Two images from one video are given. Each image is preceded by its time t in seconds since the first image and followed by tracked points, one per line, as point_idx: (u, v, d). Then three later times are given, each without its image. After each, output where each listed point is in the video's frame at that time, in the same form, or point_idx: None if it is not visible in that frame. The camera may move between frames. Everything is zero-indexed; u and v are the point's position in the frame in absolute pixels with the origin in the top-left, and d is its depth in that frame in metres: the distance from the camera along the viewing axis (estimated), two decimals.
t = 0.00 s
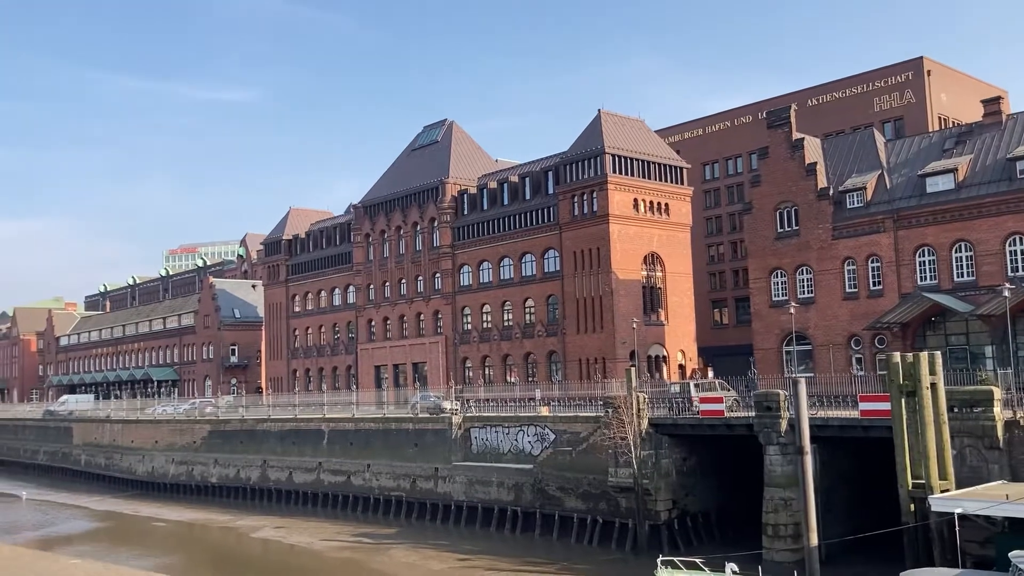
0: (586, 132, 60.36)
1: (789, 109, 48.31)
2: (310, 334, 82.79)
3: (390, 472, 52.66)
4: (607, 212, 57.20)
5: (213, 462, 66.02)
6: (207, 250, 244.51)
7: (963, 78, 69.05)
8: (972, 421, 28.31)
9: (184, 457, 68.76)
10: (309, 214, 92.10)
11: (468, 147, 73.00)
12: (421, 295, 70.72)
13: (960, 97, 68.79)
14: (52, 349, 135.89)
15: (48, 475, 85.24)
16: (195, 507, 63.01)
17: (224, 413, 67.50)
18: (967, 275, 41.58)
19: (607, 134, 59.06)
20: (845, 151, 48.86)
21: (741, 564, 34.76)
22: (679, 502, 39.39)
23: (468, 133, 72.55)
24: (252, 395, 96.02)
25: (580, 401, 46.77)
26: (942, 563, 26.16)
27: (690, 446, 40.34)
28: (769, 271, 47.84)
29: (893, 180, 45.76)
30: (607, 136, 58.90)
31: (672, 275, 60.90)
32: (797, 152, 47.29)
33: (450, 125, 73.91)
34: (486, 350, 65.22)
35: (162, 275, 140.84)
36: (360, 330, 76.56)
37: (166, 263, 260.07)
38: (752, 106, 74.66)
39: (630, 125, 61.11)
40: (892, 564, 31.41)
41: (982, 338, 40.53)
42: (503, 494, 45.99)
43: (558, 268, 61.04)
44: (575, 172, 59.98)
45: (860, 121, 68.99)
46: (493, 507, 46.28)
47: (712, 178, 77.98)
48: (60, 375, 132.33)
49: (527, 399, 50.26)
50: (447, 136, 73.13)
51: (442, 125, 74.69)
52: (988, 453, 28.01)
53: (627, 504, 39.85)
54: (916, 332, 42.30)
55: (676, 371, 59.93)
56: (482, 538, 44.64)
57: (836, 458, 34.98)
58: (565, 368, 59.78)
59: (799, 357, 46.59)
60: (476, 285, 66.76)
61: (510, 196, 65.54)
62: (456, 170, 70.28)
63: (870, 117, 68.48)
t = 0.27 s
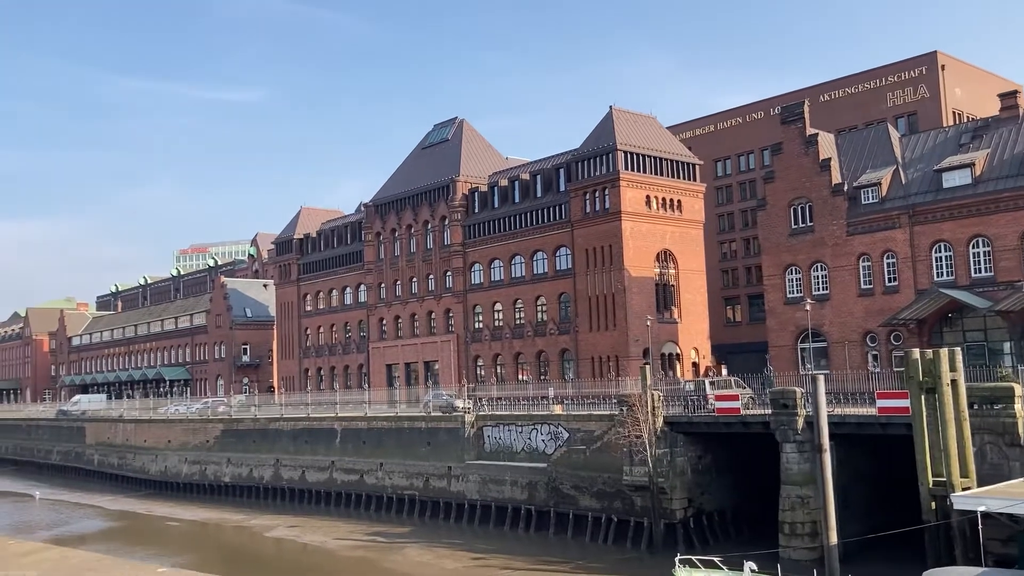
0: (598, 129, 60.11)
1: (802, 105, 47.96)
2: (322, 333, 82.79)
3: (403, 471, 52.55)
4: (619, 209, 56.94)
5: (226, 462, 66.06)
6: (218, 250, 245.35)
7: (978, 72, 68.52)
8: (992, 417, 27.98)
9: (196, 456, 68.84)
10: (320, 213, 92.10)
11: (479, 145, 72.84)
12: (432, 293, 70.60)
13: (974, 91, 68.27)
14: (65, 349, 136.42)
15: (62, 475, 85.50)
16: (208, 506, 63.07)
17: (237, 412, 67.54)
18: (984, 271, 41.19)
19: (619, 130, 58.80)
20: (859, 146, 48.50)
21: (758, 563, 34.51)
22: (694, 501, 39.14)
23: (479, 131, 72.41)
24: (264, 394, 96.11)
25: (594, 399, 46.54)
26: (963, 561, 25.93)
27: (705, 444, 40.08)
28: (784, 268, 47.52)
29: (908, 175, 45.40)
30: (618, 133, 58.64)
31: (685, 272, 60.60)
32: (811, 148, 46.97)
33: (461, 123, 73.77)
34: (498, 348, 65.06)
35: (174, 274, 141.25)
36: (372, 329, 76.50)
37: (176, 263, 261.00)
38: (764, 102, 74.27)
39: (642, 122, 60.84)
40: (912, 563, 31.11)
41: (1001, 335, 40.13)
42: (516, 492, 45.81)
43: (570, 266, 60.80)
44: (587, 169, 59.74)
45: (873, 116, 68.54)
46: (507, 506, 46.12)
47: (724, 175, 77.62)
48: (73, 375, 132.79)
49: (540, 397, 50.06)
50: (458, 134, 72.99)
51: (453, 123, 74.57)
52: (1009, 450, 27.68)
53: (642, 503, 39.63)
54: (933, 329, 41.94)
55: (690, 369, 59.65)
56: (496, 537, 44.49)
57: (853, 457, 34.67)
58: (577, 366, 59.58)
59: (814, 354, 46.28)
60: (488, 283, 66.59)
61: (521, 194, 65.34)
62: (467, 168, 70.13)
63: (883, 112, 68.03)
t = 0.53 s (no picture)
0: (604, 127, 59.93)
1: (811, 101, 47.73)
2: (328, 333, 82.71)
3: (411, 471, 52.42)
4: (627, 208, 56.75)
5: (233, 463, 65.98)
6: (222, 251, 245.71)
7: (985, 67, 68.21)
8: (1007, 414, 27.79)
9: (204, 458, 68.80)
10: (326, 213, 92.02)
11: (485, 144, 72.70)
12: (439, 293, 70.47)
13: (981, 87, 67.96)
14: (71, 351, 136.52)
15: (70, 477, 85.55)
16: (216, 508, 62.98)
17: (244, 413, 67.46)
18: (996, 267, 40.93)
19: (625, 128, 58.61)
20: (868, 142, 48.28)
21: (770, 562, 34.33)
22: (705, 500, 38.95)
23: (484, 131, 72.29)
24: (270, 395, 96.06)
25: (603, 398, 46.37)
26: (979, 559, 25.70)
27: (716, 443, 39.87)
28: (793, 265, 47.29)
29: (918, 171, 45.19)
30: (625, 131, 58.45)
31: (692, 270, 60.38)
32: (819, 145, 46.74)
33: (466, 123, 73.65)
34: (506, 348, 64.91)
35: (179, 276, 141.32)
36: (379, 329, 76.39)
37: (181, 265, 261.43)
38: (770, 99, 74.01)
39: (648, 120, 60.66)
40: (926, 561, 30.90)
41: (1012, 331, 39.86)
42: (526, 492, 45.65)
43: (577, 265, 60.61)
44: (594, 167, 59.57)
45: (880, 112, 68.24)
46: (517, 506, 45.97)
47: (730, 172, 77.37)
48: (80, 377, 132.89)
49: (549, 396, 49.88)
50: (463, 133, 72.87)
51: (458, 122, 74.46)
52: None
53: (653, 502, 39.45)
54: (944, 326, 41.69)
55: (698, 367, 59.44)
56: (505, 537, 44.33)
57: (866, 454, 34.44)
58: (585, 365, 59.41)
59: (824, 352, 46.06)
60: (494, 282, 66.44)
61: (528, 193, 65.18)
62: (473, 167, 69.99)
63: (890, 108, 67.73)
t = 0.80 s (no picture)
0: (607, 125, 59.80)
1: (815, 98, 47.57)
2: (332, 333, 82.59)
3: (416, 471, 52.32)
4: (630, 206, 56.62)
5: (238, 464, 65.87)
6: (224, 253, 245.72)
7: (989, 63, 68.02)
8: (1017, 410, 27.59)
9: (208, 459, 68.69)
10: (328, 214, 91.92)
11: (488, 143, 72.57)
12: (443, 293, 70.37)
13: (985, 82, 67.77)
14: (73, 353, 136.44)
15: (74, 479, 85.53)
16: (221, 509, 62.88)
17: (248, 414, 67.34)
18: (1002, 262, 40.79)
19: (629, 126, 58.48)
20: (873, 139, 48.14)
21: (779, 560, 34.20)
22: (713, 498, 38.82)
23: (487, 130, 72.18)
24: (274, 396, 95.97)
25: (608, 397, 46.23)
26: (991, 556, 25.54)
27: (723, 441, 39.72)
28: (798, 262, 47.14)
29: (923, 167, 45.05)
30: (628, 129, 58.33)
31: (697, 268, 60.22)
32: (824, 141, 46.60)
33: (469, 122, 73.55)
34: (510, 347, 64.80)
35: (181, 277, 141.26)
36: (382, 329, 76.28)
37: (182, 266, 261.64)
38: (773, 96, 73.85)
39: (651, 117, 60.52)
40: (936, 559, 30.78)
41: (1020, 327, 39.72)
42: (532, 491, 45.52)
43: (581, 263, 60.47)
44: (597, 165, 59.45)
45: (883, 108, 68.07)
46: (523, 505, 45.85)
47: (733, 170, 77.22)
48: (82, 379, 132.90)
49: (554, 395, 49.75)
50: (466, 133, 72.76)
51: (460, 121, 74.36)
52: None
53: (660, 501, 39.32)
54: (951, 322, 41.56)
55: (703, 366, 59.31)
56: (512, 537, 44.22)
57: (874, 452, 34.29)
58: (590, 364, 59.30)
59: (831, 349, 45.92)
60: (498, 281, 66.33)
61: (531, 191, 65.06)
62: (476, 166, 69.88)
63: (894, 104, 67.55)
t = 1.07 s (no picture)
0: (610, 124, 59.70)
1: (818, 95, 47.47)
2: (335, 335, 82.49)
3: (421, 473, 52.20)
4: (633, 205, 56.51)
5: (242, 467, 65.72)
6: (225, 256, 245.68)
7: (991, 59, 67.90)
8: None
9: (212, 462, 68.56)
10: (330, 216, 91.83)
11: (489, 144, 72.48)
12: (446, 294, 70.27)
13: (987, 79, 67.65)
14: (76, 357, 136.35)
15: (77, 483, 85.41)
16: (225, 512, 62.75)
17: (252, 416, 67.20)
18: (1008, 259, 40.67)
19: (631, 125, 58.38)
20: (876, 136, 48.03)
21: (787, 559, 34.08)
22: (720, 497, 38.69)
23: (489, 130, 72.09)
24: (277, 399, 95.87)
25: (614, 397, 46.11)
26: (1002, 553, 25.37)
27: (729, 440, 39.60)
28: (803, 260, 47.01)
29: (928, 164, 44.95)
30: (631, 127, 58.23)
31: (700, 267, 60.09)
32: (828, 138, 46.48)
33: (470, 122, 73.47)
34: (514, 347, 64.69)
35: (183, 280, 141.22)
36: (385, 331, 76.18)
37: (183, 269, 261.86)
38: (775, 94, 73.74)
39: (653, 116, 60.42)
40: (946, 557, 30.66)
41: None
42: (537, 492, 45.40)
43: (584, 263, 60.37)
44: (600, 165, 59.37)
45: (885, 105, 67.96)
46: (528, 506, 45.73)
47: (735, 169, 77.11)
48: (84, 383, 132.76)
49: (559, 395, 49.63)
50: (467, 133, 72.68)
51: (462, 121, 74.27)
52: None
53: (666, 500, 39.19)
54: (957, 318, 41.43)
55: (707, 365, 59.18)
56: (518, 538, 44.09)
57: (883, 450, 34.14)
58: (594, 364, 59.18)
59: (836, 347, 45.79)
60: (501, 282, 66.23)
61: (533, 191, 64.97)
62: (478, 167, 69.79)
63: (896, 101, 67.44)
